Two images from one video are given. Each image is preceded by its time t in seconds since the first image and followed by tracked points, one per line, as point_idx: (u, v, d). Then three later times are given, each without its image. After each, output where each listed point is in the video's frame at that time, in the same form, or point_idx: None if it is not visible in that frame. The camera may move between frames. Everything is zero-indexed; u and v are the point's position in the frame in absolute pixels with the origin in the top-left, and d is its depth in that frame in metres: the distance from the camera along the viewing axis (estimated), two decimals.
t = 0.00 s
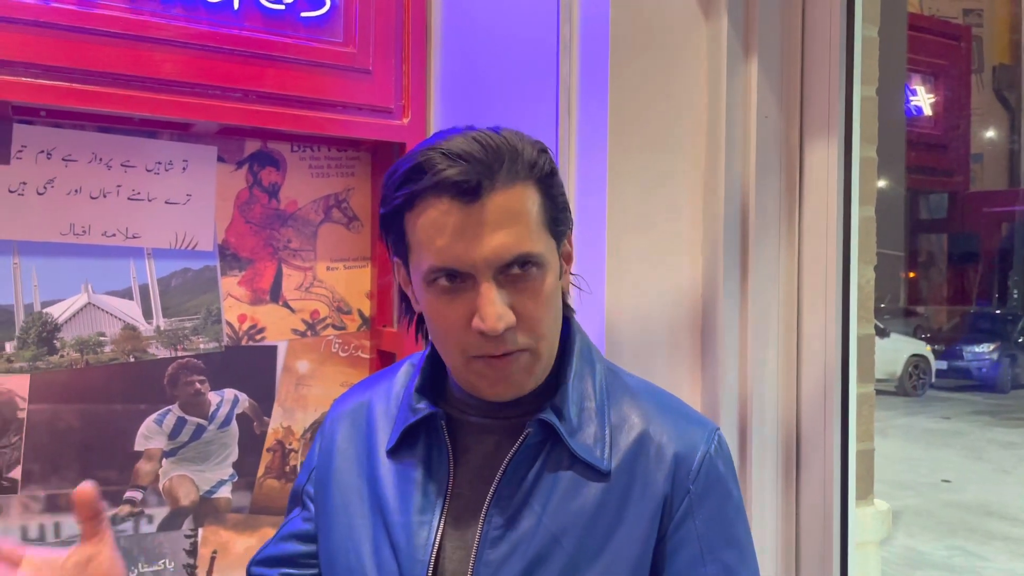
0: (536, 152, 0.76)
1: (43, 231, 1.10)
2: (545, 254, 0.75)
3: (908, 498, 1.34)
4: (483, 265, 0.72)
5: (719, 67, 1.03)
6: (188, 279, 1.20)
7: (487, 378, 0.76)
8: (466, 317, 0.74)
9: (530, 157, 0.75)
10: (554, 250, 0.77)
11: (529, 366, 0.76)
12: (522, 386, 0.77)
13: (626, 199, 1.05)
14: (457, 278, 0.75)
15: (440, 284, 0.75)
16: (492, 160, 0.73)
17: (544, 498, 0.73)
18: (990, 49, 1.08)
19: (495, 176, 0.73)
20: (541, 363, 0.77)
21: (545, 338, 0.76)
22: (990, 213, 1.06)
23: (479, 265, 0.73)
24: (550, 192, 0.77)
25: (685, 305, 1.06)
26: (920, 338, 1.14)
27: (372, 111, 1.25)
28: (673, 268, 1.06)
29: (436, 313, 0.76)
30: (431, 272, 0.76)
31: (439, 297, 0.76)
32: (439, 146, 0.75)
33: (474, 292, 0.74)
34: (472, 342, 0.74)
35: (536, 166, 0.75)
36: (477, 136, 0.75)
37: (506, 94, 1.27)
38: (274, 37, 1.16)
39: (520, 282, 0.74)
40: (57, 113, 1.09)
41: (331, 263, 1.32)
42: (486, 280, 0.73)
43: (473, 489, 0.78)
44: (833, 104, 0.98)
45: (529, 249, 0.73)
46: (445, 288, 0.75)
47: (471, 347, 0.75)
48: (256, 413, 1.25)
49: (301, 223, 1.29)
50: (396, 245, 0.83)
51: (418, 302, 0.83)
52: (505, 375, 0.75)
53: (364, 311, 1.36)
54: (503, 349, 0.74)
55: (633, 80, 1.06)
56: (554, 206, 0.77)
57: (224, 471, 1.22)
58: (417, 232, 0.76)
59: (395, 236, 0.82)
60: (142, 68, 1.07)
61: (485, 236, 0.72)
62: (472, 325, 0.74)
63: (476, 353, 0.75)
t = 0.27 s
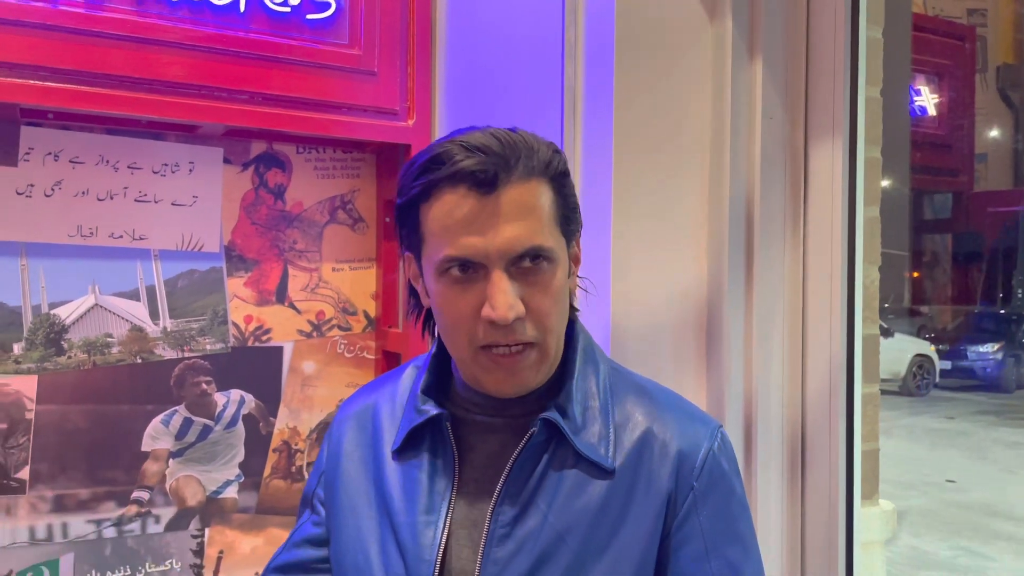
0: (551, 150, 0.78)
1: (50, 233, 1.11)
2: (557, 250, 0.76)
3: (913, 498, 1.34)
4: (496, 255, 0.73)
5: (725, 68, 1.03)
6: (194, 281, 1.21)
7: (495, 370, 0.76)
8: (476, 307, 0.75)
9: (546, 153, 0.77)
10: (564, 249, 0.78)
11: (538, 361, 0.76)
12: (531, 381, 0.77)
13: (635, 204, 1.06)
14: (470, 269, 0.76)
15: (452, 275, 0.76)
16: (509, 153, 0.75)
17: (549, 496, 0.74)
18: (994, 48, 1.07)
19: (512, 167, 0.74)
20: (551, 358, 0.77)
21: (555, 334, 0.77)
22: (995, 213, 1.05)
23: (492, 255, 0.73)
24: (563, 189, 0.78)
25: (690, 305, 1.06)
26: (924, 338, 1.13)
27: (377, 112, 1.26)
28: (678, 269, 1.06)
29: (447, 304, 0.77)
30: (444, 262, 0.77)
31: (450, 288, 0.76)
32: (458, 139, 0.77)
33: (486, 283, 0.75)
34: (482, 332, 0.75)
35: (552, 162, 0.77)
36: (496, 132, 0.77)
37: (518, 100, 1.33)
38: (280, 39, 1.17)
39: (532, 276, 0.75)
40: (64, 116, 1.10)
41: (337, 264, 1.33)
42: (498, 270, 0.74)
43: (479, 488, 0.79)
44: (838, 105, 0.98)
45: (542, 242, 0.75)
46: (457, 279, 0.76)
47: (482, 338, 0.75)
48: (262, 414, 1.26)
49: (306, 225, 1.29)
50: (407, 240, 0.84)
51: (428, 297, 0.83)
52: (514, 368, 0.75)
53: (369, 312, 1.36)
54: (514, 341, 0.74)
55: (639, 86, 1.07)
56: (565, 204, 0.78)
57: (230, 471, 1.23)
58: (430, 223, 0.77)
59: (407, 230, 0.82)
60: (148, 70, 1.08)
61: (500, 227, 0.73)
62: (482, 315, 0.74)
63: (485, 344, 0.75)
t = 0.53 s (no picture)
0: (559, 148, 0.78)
1: (55, 235, 1.11)
2: (560, 246, 0.77)
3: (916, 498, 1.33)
4: (497, 246, 0.74)
5: (726, 68, 1.03)
6: (198, 282, 1.21)
7: (494, 361, 0.76)
8: (475, 297, 0.75)
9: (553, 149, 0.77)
10: (568, 246, 0.78)
11: (537, 355, 0.76)
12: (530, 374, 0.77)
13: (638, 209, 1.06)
14: (472, 261, 0.76)
15: (454, 265, 0.76)
16: (515, 148, 0.76)
17: (552, 496, 0.74)
18: (996, 46, 1.07)
19: (517, 161, 0.75)
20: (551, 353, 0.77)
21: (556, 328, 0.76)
22: (997, 213, 1.05)
23: (493, 245, 0.74)
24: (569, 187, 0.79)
25: (693, 305, 1.06)
26: (928, 338, 1.12)
27: (380, 113, 1.26)
28: (681, 269, 1.06)
29: (447, 294, 0.77)
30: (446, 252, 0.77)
31: (451, 278, 0.77)
32: (466, 133, 0.78)
33: (486, 274, 0.75)
34: (481, 322, 0.75)
35: (558, 159, 0.78)
36: (504, 128, 0.78)
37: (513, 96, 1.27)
38: (283, 41, 1.17)
39: (533, 270, 0.75)
40: (68, 117, 1.10)
41: (340, 265, 1.33)
42: (499, 261, 0.74)
43: (482, 488, 0.79)
44: (841, 105, 0.98)
45: (545, 236, 0.75)
46: (458, 270, 0.76)
47: (481, 328, 0.75)
48: (265, 414, 1.26)
49: (309, 226, 1.30)
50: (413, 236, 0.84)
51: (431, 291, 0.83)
52: (513, 361, 0.75)
53: (373, 313, 1.36)
54: (514, 333, 0.74)
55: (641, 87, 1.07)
56: (570, 202, 0.79)
57: (233, 472, 1.23)
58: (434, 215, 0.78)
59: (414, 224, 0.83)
60: (152, 72, 1.08)
61: (502, 220, 0.74)
62: (481, 305, 0.75)
63: (484, 334, 0.75)
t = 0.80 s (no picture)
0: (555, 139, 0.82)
1: (57, 236, 1.12)
2: (543, 227, 0.78)
3: (920, 499, 1.32)
4: (469, 213, 0.77)
5: (728, 69, 1.03)
6: (200, 283, 1.21)
7: (460, 329, 0.76)
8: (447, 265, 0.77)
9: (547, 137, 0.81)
10: (548, 227, 0.78)
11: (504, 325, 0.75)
12: (491, 348, 0.75)
13: (642, 214, 1.06)
14: (452, 234, 0.79)
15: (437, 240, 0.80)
16: (508, 130, 0.80)
17: (546, 500, 0.74)
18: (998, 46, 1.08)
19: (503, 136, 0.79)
20: (518, 330, 0.76)
21: (525, 305, 0.76)
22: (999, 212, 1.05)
23: (465, 213, 0.77)
24: (560, 176, 0.81)
25: (696, 306, 1.06)
26: (931, 338, 1.13)
27: (382, 114, 1.26)
28: (683, 270, 1.06)
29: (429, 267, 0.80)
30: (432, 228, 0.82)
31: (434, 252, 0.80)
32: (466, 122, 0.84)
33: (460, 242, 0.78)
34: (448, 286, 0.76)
35: (552, 147, 0.81)
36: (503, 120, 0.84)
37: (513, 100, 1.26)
38: (285, 42, 1.18)
39: (508, 244, 0.76)
40: (71, 120, 1.11)
41: (341, 266, 1.33)
42: (469, 228, 0.77)
43: (482, 488, 0.79)
44: (843, 106, 0.98)
45: (523, 210, 0.76)
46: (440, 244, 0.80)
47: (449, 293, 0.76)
48: (267, 415, 1.26)
49: (311, 227, 1.30)
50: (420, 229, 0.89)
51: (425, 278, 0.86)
52: (477, 326, 0.75)
53: (375, 314, 1.36)
54: (479, 297, 0.75)
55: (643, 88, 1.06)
56: (557, 189, 0.80)
57: (236, 473, 1.23)
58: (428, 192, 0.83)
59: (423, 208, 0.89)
60: (154, 74, 1.08)
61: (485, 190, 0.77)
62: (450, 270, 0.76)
63: (451, 299, 0.76)
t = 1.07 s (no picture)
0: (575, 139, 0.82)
1: (59, 238, 1.12)
2: (556, 226, 0.78)
3: (920, 499, 1.32)
4: (483, 208, 0.77)
5: (731, 70, 1.03)
6: (202, 285, 1.21)
7: (471, 323, 0.76)
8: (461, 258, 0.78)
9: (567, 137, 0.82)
10: (562, 227, 0.78)
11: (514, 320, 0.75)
12: (501, 344, 0.75)
13: (645, 213, 1.04)
14: (467, 230, 0.80)
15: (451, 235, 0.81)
16: (527, 128, 0.81)
17: (551, 501, 0.74)
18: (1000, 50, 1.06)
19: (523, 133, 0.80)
20: (528, 327, 0.76)
21: (534, 302, 0.76)
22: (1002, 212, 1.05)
23: (480, 208, 0.77)
24: (575, 177, 0.81)
25: (698, 307, 1.06)
26: (933, 338, 1.12)
27: (383, 115, 1.26)
28: (686, 270, 1.06)
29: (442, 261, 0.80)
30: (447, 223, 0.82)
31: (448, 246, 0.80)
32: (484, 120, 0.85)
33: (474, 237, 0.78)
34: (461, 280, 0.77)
35: (571, 147, 0.81)
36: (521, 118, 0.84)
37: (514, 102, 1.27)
38: (287, 43, 1.17)
39: (520, 240, 0.76)
40: (73, 121, 1.11)
41: (343, 268, 1.33)
42: (484, 223, 0.77)
43: (486, 487, 0.79)
44: (845, 106, 0.98)
45: (538, 207, 0.77)
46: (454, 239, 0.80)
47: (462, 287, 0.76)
48: (270, 416, 1.26)
49: (313, 228, 1.30)
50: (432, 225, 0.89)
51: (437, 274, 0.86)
52: (488, 321, 0.75)
53: (377, 315, 1.36)
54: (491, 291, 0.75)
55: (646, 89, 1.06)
56: (574, 190, 0.81)
57: (238, 474, 1.23)
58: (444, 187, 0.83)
59: (440, 204, 0.89)
60: (156, 75, 1.08)
61: (501, 185, 0.78)
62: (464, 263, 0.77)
63: (463, 293, 0.76)
